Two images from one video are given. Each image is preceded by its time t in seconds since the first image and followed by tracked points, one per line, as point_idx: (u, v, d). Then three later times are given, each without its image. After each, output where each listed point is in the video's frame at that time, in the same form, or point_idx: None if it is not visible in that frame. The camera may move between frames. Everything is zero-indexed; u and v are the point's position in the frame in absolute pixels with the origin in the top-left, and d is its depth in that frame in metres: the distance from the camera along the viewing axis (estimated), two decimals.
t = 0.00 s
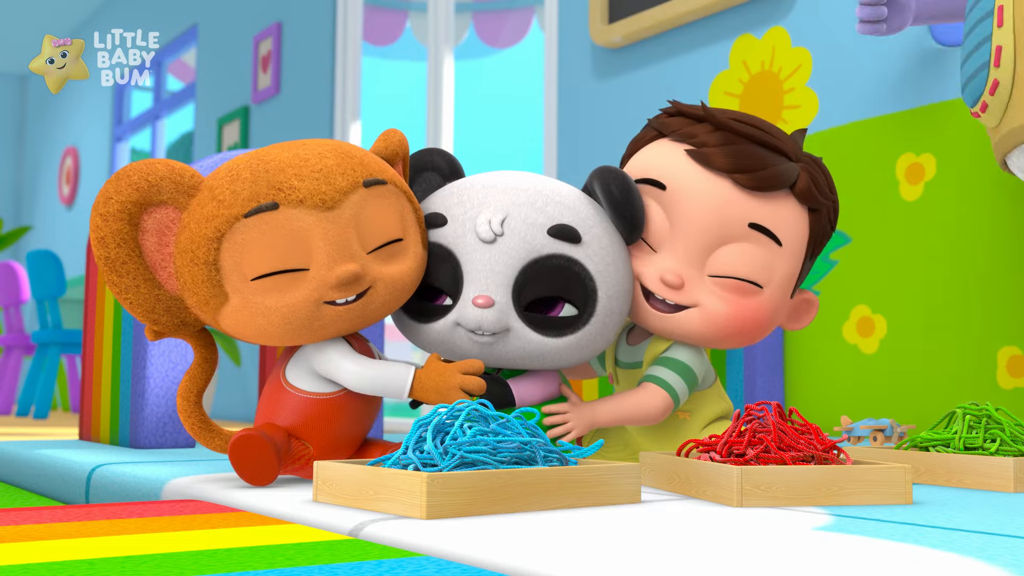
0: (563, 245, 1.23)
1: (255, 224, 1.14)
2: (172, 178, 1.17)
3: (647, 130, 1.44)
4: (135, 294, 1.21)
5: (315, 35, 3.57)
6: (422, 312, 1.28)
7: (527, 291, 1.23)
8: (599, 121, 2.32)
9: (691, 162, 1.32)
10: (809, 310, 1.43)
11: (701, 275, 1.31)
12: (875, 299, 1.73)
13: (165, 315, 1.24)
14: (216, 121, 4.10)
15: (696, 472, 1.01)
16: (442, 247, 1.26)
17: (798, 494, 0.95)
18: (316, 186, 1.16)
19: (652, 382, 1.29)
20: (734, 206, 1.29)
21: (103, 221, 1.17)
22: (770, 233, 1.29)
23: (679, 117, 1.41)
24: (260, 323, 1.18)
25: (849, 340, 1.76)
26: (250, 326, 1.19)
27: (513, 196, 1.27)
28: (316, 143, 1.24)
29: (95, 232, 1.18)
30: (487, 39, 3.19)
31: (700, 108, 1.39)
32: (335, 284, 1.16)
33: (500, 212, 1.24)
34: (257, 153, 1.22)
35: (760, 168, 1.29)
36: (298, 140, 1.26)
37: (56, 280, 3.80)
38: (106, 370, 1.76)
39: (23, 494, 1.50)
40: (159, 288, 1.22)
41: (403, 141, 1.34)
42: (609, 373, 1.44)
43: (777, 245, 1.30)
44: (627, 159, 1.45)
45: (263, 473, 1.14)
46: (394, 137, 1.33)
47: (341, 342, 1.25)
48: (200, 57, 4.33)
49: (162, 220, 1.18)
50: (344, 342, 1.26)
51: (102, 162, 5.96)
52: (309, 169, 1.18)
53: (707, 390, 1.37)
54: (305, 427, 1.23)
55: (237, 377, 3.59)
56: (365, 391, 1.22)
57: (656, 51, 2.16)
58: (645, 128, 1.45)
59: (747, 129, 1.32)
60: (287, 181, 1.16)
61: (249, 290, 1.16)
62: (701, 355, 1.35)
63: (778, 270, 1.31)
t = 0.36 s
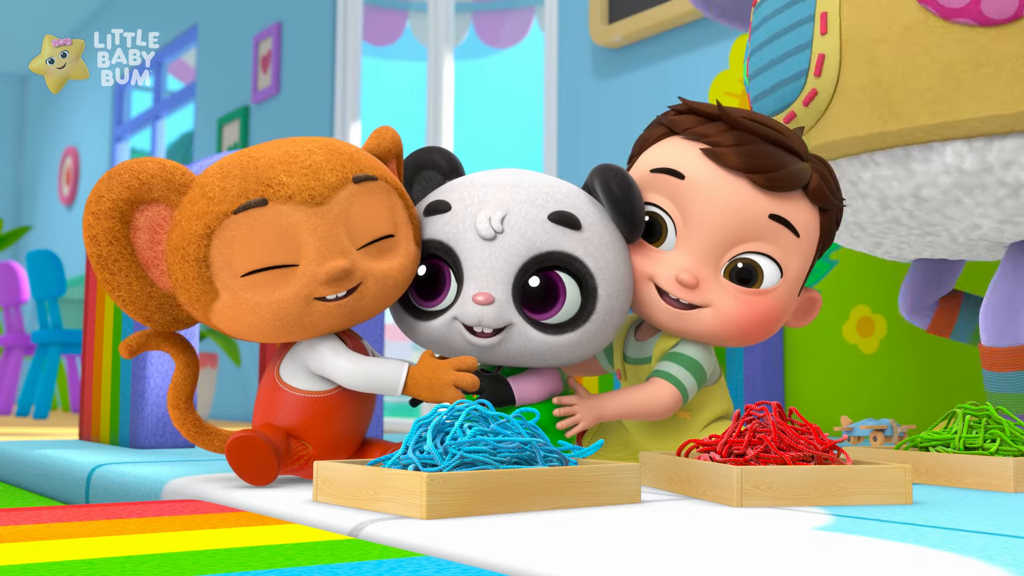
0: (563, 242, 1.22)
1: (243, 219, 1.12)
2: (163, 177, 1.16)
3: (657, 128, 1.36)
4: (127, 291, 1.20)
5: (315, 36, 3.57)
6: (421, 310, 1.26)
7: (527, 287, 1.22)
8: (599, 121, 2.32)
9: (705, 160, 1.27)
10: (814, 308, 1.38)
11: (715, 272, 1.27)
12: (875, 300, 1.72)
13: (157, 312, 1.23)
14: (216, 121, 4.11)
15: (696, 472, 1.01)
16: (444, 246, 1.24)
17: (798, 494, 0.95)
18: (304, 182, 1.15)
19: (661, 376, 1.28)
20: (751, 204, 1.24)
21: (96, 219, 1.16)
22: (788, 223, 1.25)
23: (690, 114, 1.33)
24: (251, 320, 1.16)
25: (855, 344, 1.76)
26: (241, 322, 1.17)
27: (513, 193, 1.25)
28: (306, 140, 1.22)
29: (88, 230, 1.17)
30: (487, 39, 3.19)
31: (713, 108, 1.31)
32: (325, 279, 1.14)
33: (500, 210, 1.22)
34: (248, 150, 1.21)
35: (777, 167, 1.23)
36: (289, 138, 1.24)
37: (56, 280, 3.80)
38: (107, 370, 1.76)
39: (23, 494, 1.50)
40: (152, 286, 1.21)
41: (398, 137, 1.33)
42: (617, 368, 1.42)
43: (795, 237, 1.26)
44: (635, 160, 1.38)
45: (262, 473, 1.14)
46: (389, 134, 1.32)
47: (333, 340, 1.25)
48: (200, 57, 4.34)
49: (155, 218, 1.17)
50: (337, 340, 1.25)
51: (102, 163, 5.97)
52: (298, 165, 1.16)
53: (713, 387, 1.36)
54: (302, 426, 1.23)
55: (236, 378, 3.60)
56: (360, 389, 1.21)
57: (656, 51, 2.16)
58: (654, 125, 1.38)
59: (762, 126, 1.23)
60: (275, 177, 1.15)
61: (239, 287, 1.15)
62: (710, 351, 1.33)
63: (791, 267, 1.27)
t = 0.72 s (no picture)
0: (563, 241, 1.21)
1: (233, 218, 1.12)
2: (158, 178, 1.15)
3: (658, 126, 1.35)
4: (125, 292, 1.19)
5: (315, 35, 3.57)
6: (422, 310, 1.26)
7: (527, 286, 1.21)
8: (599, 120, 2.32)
9: (706, 158, 1.27)
10: (815, 306, 1.38)
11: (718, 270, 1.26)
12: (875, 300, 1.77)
13: (155, 312, 1.22)
14: (216, 121, 4.11)
15: (696, 472, 1.01)
16: (444, 244, 1.24)
17: (798, 494, 0.95)
18: (293, 180, 1.14)
19: (666, 375, 1.27)
20: (754, 202, 1.24)
21: (93, 221, 1.16)
22: (791, 221, 1.25)
23: (690, 111, 1.31)
24: (243, 318, 1.15)
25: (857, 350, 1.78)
26: (233, 321, 1.16)
27: (514, 192, 1.25)
28: (300, 139, 1.21)
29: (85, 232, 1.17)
30: (487, 39, 3.19)
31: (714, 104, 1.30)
32: (314, 276, 1.13)
33: (500, 209, 1.22)
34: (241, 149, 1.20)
35: (781, 166, 1.22)
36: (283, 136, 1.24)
37: (56, 280, 3.80)
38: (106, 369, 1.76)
39: (23, 494, 1.50)
40: (149, 286, 1.21)
41: (396, 136, 1.33)
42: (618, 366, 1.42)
43: (798, 234, 1.26)
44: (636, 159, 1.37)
45: (261, 472, 1.14)
46: (385, 132, 1.32)
47: (334, 340, 1.24)
48: (200, 57, 4.34)
49: (151, 219, 1.17)
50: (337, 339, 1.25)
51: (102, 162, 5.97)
52: (289, 163, 1.15)
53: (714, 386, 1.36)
54: (302, 426, 1.23)
55: (236, 378, 3.60)
56: (359, 389, 1.21)
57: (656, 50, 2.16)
58: (654, 123, 1.36)
59: (765, 125, 1.23)
60: (265, 175, 1.14)
61: (230, 285, 1.14)
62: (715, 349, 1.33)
63: (794, 265, 1.27)
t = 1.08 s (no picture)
0: (562, 248, 1.23)
1: (238, 225, 1.14)
2: (164, 186, 1.17)
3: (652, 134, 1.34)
4: (130, 298, 1.21)
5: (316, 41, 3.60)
6: (423, 315, 1.28)
7: (526, 292, 1.23)
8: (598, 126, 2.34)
9: (698, 166, 1.29)
10: (809, 310, 1.40)
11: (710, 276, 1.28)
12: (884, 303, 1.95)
13: (160, 318, 1.24)
14: (218, 126, 4.13)
15: (692, 473, 1.02)
16: (444, 251, 1.26)
17: (791, 494, 0.97)
18: (298, 189, 1.16)
19: (661, 381, 1.29)
20: (745, 209, 1.26)
21: (99, 227, 1.18)
22: (783, 228, 1.27)
23: (684, 119, 1.32)
24: (247, 325, 1.17)
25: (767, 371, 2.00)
26: (237, 327, 1.18)
27: (514, 200, 1.27)
28: (304, 148, 1.23)
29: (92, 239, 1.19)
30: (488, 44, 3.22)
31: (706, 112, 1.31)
32: (317, 284, 1.15)
33: (500, 216, 1.24)
34: (246, 158, 1.22)
35: (768, 172, 1.26)
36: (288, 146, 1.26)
37: (58, 285, 3.83)
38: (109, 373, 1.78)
39: (28, 496, 1.51)
40: (154, 293, 1.22)
41: (399, 144, 1.34)
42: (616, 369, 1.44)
43: (789, 240, 1.28)
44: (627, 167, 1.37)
45: (264, 475, 1.16)
46: (387, 138, 1.34)
47: (336, 344, 1.26)
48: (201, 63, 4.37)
49: (156, 226, 1.18)
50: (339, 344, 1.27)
51: (104, 167, 6.00)
52: (293, 172, 1.17)
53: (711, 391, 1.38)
54: (304, 429, 1.24)
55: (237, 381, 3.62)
56: (360, 393, 1.23)
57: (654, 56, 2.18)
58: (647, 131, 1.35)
59: (757, 133, 1.27)
60: (270, 184, 1.16)
61: (234, 292, 1.16)
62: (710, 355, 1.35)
63: (785, 272, 1.29)
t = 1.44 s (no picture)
0: (550, 288, 1.37)
1: (263, 268, 1.28)
2: (197, 232, 1.32)
3: (631, 184, 1.49)
4: (166, 330, 1.36)
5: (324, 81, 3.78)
6: (424, 349, 1.42)
7: (516, 328, 1.37)
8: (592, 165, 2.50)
9: (678, 216, 1.42)
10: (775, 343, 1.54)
11: (688, 312, 1.42)
12: (849, 337, 2.35)
13: (192, 349, 1.39)
14: (229, 161, 4.32)
15: (662, 485, 1.16)
16: (444, 292, 1.40)
17: (747, 503, 1.10)
18: (317, 237, 1.29)
19: (639, 409, 1.43)
20: (718, 252, 1.40)
21: (139, 267, 1.33)
22: (752, 269, 1.42)
23: (661, 171, 1.47)
24: (270, 356, 1.31)
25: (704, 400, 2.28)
26: (261, 358, 1.32)
27: (506, 245, 1.41)
28: (323, 199, 1.37)
29: (133, 277, 1.34)
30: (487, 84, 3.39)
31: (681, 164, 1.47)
32: (333, 321, 1.29)
33: (494, 259, 1.38)
34: (271, 207, 1.37)
35: (739, 221, 1.41)
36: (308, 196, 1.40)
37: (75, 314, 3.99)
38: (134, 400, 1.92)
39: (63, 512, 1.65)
40: (187, 326, 1.37)
41: (404, 194, 1.49)
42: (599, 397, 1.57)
43: (757, 280, 1.42)
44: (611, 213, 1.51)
45: (283, 488, 1.30)
46: (394, 191, 1.48)
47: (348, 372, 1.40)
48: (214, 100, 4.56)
49: (189, 267, 1.33)
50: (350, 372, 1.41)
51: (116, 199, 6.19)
52: (312, 222, 1.31)
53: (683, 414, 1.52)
54: (318, 448, 1.38)
55: (246, 408, 3.76)
56: (369, 417, 1.37)
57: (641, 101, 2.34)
58: (628, 181, 1.50)
59: (728, 185, 1.43)
60: (292, 232, 1.30)
61: (260, 327, 1.30)
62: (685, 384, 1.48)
63: (756, 307, 1.43)
